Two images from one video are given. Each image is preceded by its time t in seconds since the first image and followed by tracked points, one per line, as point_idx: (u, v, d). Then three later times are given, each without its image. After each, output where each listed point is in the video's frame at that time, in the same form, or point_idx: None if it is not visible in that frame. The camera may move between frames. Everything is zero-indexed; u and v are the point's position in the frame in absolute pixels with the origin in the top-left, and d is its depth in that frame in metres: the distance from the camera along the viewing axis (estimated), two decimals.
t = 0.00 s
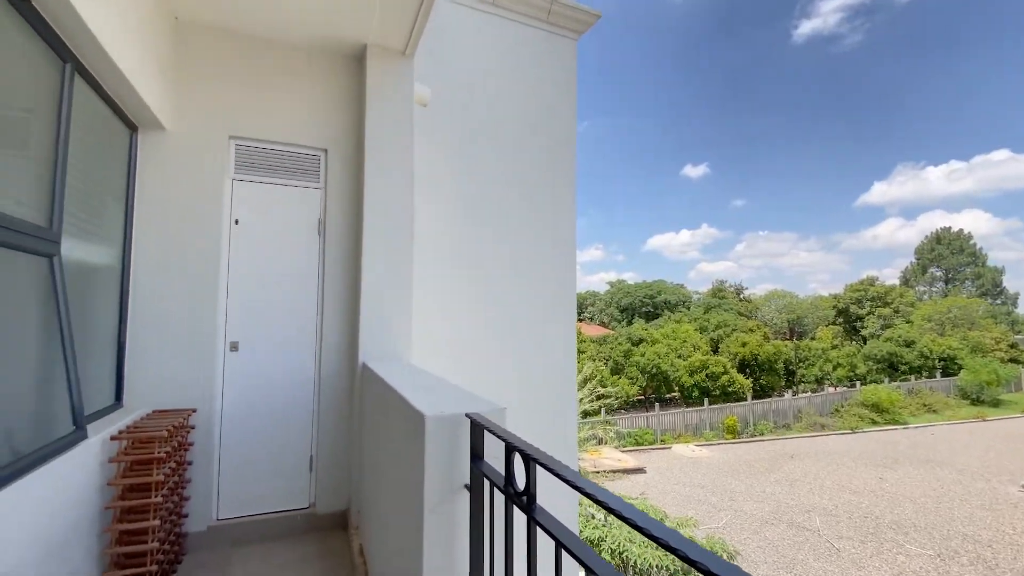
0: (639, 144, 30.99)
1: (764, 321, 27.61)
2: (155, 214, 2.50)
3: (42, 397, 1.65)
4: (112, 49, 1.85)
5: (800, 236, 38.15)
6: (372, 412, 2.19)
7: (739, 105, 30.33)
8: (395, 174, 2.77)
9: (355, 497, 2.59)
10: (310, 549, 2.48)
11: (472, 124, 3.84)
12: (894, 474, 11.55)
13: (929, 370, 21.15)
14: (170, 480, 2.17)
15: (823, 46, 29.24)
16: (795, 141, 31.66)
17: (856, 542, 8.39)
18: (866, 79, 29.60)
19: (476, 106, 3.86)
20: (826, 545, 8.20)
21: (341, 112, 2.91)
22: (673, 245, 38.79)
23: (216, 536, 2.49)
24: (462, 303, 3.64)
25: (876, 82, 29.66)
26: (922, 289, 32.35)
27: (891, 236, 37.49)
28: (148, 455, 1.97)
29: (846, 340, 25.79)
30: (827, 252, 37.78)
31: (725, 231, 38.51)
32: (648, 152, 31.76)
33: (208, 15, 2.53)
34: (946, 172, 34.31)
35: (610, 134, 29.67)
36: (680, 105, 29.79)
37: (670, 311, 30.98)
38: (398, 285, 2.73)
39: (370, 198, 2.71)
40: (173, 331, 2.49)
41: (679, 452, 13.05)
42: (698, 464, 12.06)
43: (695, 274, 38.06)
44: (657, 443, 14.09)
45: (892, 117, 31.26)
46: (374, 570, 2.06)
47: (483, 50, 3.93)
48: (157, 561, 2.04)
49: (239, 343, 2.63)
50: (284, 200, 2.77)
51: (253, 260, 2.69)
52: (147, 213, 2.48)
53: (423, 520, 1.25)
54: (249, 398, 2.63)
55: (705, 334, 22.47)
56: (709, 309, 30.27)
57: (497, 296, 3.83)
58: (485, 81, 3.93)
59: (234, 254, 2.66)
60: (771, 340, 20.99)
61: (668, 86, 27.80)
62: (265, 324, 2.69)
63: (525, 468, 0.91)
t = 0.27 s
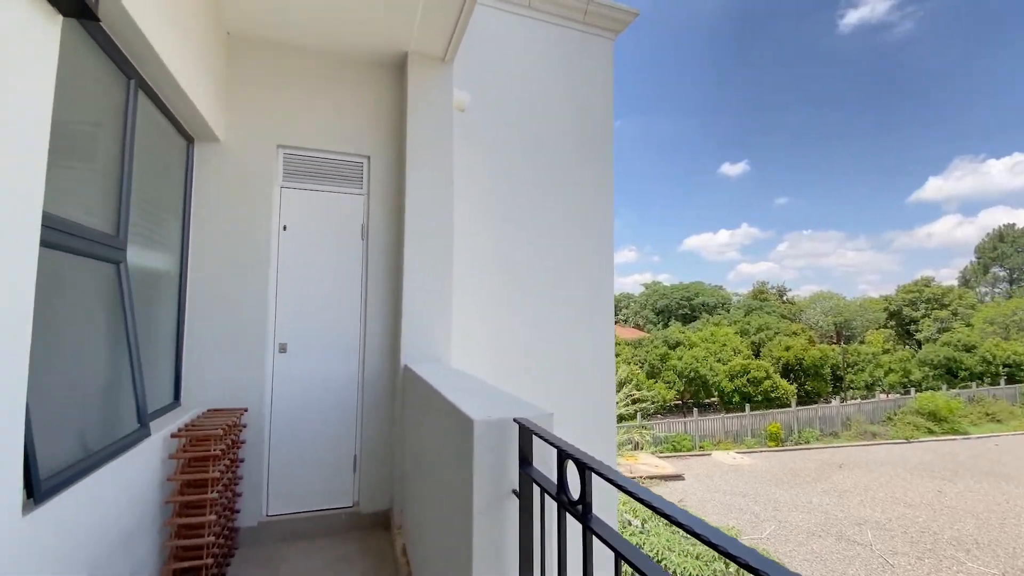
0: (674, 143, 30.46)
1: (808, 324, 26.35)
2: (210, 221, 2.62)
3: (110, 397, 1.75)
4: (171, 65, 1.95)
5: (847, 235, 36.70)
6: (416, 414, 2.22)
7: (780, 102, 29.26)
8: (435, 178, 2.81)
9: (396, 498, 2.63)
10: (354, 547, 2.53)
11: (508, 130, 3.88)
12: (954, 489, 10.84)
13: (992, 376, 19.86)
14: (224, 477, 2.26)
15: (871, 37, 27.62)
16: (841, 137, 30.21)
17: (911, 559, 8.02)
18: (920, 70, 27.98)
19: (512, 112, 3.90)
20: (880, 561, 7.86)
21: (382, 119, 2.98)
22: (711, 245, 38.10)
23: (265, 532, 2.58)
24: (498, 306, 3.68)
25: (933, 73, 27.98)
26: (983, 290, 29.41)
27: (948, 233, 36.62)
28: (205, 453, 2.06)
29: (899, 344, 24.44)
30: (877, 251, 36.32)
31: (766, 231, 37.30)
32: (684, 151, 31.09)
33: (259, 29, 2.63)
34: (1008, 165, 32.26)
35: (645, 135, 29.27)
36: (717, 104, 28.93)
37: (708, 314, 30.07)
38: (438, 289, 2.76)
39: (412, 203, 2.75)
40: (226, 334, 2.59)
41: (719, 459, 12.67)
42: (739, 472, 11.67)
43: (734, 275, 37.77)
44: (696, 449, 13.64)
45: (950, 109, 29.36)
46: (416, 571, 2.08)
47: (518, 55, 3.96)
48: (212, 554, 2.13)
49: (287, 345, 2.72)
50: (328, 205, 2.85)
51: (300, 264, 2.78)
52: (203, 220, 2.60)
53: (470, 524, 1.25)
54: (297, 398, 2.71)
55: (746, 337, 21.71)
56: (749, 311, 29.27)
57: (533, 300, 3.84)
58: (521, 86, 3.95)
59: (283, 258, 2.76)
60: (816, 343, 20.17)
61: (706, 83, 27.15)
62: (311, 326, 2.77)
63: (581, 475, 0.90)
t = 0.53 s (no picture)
0: (716, 139, 29.93)
1: (865, 327, 25.34)
2: (265, 227, 2.75)
3: (176, 392, 1.87)
4: (230, 80, 2.07)
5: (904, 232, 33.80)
6: (459, 414, 2.25)
7: (829, 93, 28.12)
8: (478, 181, 2.85)
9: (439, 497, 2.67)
10: (400, 545, 2.58)
11: (547, 133, 3.90)
12: None
13: None
14: (278, 472, 2.36)
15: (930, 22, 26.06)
16: (900, 129, 28.26)
17: None
18: (988, 56, 26.01)
19: (550, 115, 3.92)
20: None
21: (424, 124, 3.04)
22: (757, 245, 36.29)
23: (316, 527, 2.67)
24: (536, 309, 3.70)
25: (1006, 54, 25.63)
26: None
27: None
28: (261, 449, 2.16)
29: (967, 349, 22.76)
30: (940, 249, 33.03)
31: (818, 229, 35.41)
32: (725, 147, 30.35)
33: (310, 43, 2.75)
34: None
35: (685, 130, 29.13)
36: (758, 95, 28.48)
37: (754, 316, 28.84)
38: (479, 291, 2.79)
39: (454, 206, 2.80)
40: (280, 335, 2.72)
41: (767, 468, 12.16)
42: (790, 482, 11.13)
43: (783, 275, 36.26)
44: (742, 457, 13.09)
45: None
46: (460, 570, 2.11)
47: (558, 57, 3.97)
48: (266, 546, 2.22)
49: (336, 346, 2.82)
50: (374, 210, 2.93)
51: (348, 268, 2.88)
52: (259, 227, 2.74)
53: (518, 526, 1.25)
54: (344, 397, 2.80)
55: (795, 339, 20.61)
56: (799, 313, 27.92)
57: (572, 302, 3.83)
58: (559, 88, 3.97)
59: (332, 261, 2.86)
60: (873, 347, 19.13)
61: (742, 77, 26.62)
62: (358, 328, 2.86)
63: (632, 480, 0.89)
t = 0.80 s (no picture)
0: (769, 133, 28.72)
1: (936, 330, 23.34)
2: (320, 233, 2.89)
3: (242, 389, 2.00)
4: (289, 97, 2.20)
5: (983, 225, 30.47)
6: (504, 415, 2.28)
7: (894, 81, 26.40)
8: (521, 184, 2.88)
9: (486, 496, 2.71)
10: (447, 542, 2.64)
11: (589, 133, 3.88)
12: None
13: None
14: (333, 467, 2.47)
15: None
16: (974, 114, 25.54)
17: None
18: None
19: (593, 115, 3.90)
20: None
21: (468, 130, 3.09)
22: (814, 243, 33.49)
23: (368, 522, 2.78)
24: (580, 311, 3.68)
25: None
26: None
27: None
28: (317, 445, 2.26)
29: None
30: None
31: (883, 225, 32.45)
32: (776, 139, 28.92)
33: (361, 56, 2.87)
34: None
35: (736, 124, 28.49)
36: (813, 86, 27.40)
37: (812, 318, 27.32)
38: (523, 293, 2.81)
39: (498, 210, 2.83)
40: (334, 336, 2.84)
41: (827, 478, 11.56)
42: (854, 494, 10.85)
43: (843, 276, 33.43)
44: (800, 466, 12.44)
45: None
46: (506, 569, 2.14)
47: (601, 56, 3.95)
48: (323, 538, 2.33)
49: (386, 347, 2.93)
50: (421, 215, 3.02)
51: (397, 272, 2.98)
52: (314, 233, 2.88)
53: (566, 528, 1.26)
54: (393, 397, 2.90)
55: (859, 343, 18.91)
56: (862, 315, 26.21)
57: (616, 303, 3.78)
58: (602, 88, 3.94)
59: (382, 266, 2.97)
60: (945, 352, 17.85)
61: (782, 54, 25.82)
62: (407, 330, 2.95)
63: (683, 488, 0.88)
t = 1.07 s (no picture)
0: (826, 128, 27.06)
1: None
2: (371, 238, 3.02)
3: (304, 387, 2.14)
4: (343, 110, 2.32)
5: None
6: (550, 417, 2.31)
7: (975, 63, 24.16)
8: (566, 185, 2.88)
9: (533, 497, 2.74)
10: (495, 540, 2.69)
11: (635, 131, 3.83)
12: None
13: None
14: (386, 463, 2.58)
15: None
16: None
17: None
18: None
19: (639, 113, 3.84)
20: None
21: (513, 133, 3.14)
22: (883, 239, 31.11)
23: (419, 516, 2.87)
24: (627, 312, 3.64)
25: None
26: None
27: None
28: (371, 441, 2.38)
29: None
30: None
31: (962, 218, 29.67)
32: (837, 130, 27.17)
33: (411, 67, 2.99)
34: None
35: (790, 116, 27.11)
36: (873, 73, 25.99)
37: (881, 318, 25.45)
38: (568, 295, 2.82)
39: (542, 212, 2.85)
40: (386, 336, 2.96)
41: (898, 490, 10.84)
42: (926, 507, 10.24)
43: (918, 273, 31.32)
44: (868, 477, 11.67)
45: None
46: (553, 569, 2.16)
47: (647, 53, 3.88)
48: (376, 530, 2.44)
49: (435, 347, 3.02)
50: (468, 218, 3.09)
51: (446, 274, 3.07)
52: (366, 238, 3.01)
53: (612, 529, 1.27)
54: (443, 396, 2.98)
55: (936, 346, 17.66)
56: (939, 315, 24.22)
57: (665, 304, 3.71)
58: (648, 85, 3.87)
59: (430, 269, 3.07)
60: None
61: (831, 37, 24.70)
62: (456, 331, 3.03)
63: (732, 494, 0.87)
